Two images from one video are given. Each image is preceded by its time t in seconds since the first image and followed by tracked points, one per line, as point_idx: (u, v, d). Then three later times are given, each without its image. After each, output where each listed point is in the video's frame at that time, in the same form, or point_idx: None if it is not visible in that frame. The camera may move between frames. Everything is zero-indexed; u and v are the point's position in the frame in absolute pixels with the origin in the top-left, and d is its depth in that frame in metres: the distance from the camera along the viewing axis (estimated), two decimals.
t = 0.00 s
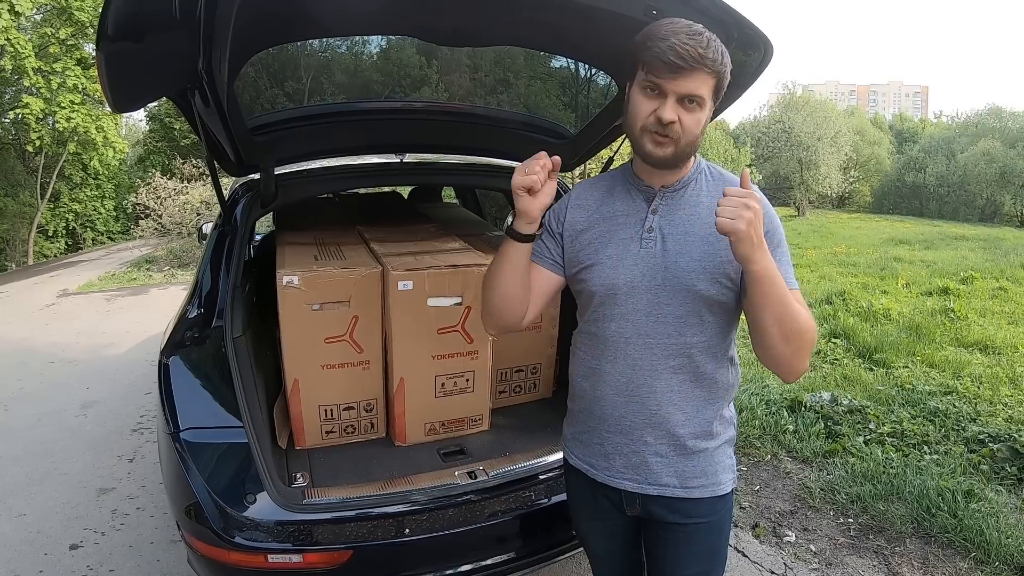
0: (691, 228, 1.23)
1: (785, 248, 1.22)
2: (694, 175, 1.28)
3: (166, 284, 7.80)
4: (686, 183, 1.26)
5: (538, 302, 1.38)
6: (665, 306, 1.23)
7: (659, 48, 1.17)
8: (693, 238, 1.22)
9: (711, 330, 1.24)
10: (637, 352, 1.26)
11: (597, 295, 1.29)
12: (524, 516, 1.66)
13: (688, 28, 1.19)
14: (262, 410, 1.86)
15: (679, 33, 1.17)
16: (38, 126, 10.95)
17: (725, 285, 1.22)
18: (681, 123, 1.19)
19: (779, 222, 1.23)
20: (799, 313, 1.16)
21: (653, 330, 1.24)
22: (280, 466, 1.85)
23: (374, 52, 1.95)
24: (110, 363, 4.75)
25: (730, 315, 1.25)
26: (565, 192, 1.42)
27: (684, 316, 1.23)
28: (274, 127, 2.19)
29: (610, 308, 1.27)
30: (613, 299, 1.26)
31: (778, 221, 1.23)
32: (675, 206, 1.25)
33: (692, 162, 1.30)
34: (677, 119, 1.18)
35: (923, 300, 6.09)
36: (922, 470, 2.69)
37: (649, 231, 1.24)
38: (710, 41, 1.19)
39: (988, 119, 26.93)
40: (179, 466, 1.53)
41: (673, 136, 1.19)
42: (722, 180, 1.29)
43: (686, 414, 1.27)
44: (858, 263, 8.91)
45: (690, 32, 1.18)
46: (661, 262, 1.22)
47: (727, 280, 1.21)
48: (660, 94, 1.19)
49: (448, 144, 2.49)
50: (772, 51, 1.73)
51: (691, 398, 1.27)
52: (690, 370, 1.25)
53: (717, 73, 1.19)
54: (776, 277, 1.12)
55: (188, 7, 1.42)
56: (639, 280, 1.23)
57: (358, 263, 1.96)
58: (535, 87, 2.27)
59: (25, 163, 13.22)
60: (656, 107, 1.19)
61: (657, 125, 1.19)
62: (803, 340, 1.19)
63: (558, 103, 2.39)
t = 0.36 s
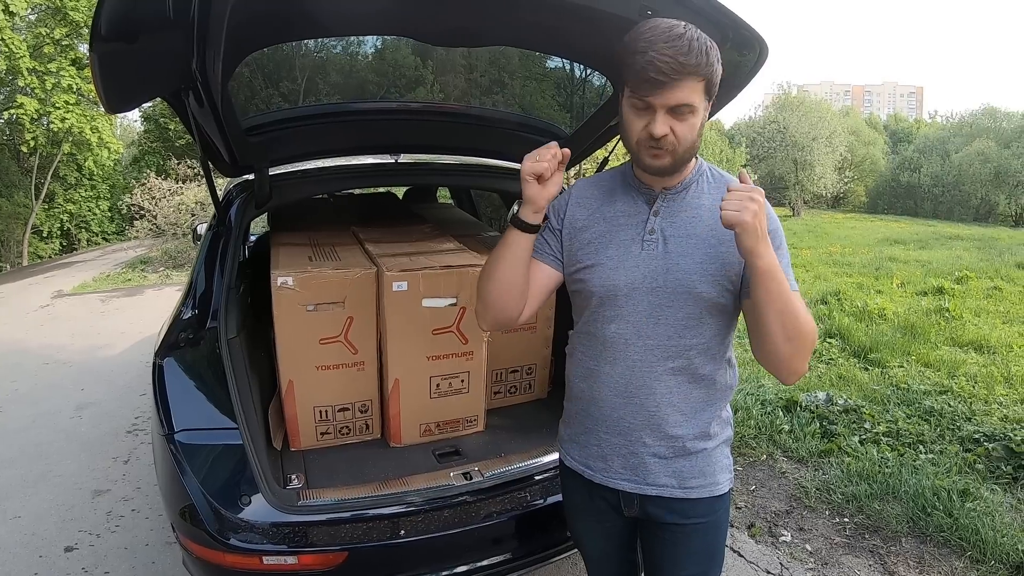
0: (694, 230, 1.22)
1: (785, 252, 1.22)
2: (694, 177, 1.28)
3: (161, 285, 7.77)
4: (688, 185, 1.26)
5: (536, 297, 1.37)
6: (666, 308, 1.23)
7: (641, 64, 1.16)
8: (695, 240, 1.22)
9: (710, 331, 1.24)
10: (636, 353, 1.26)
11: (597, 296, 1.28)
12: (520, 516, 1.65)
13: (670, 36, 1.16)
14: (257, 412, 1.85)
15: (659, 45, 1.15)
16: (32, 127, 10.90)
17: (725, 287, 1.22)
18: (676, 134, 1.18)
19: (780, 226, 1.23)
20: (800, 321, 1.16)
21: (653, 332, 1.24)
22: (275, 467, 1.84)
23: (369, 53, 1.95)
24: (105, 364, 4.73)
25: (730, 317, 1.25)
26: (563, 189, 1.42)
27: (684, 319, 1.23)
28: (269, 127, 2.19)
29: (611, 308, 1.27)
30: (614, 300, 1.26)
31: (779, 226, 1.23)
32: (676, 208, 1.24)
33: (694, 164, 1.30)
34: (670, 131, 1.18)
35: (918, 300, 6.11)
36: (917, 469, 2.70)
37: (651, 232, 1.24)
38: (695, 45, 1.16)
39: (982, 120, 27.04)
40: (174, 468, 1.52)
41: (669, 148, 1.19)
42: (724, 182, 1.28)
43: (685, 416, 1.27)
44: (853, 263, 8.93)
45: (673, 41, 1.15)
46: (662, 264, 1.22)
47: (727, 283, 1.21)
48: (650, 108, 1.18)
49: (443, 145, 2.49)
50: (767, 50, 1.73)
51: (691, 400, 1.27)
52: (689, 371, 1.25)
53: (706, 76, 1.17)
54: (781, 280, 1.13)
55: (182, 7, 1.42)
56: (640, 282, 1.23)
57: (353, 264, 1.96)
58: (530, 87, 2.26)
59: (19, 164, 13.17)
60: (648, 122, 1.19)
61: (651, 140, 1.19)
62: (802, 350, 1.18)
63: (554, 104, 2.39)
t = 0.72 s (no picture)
0: (687, 228, 1.22)
1: (781, 249, 1.21)
2: (688, 172, 1.26)
3: (154, 285, 7.74)
4: (682, 181, 1.25)
5: (532, 301, 1.37)
6: (662, 308, 1.22)
7: (605, 53, 1.19)
8: (689, 239, 1.21)
9: (706, 331, 1.23)
10: (632, 353, 1.25)
11: (594, 296, 1.28)
12: (514, 516, 1.65)
13: (626, 25, 1.19)
14: (249, 412, 1.84)
15: (618, 34, 1.18)
16: (25, 126, 10.83)
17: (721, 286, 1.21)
18: (654, 114, 1.17)
19: (776, 222, 1.22)
20: (783, 342, 1.14)
21: (649, 332, 1.24)
22: (268, 468, 1.83)
23: (363, 52, 1.94)
24: (98, 365, 4.70)
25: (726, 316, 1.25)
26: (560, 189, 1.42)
27: (680, 318, 1.22)
28: (262, 126, 2.17)
29: (607, 309, 1.27)
30: (610, 300, 1.26)
31: (775, 222, 1.22)
32: (671, 206, 1.24)
33: (688, 160, 1.28)
34: (649, 112, 1.17)
35: (912, 299, 6.14)
36: (911, 468, 2.71)
37: (646, 232, 1.24)
38: (654, 28, 1.18)
39: (976, 120, 27.17)
40: (166, 468, 1.51)
41: (652, 130, 1.18)
42: (719, 178, 1.27)
43: (681, 415, 1.26)
44: (847, 262, 8.96)
45: (630, 28, 1.18)
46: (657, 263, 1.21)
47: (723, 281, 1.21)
48: (624, 95, 1.19)
49: (436, 144, 2.48)
50: (761, 48, 1.73)
51: (687, 399, 1.26)
52: (686, 371, 1.25)
53: (672, 53, 1.18)
54: (761, 309, 1.10)
55: (173, 6, 1.41)
56: (635, 282, 1.23)
57: (346, 263, 1.95)
58: (524, 87, 2.26)
59: (12, 164, 13.10)
60: (626, 109, 1.19)
61: (633, 126, 1.18)
62: (789, 364, 1.18)
63: (548, 103, 2.39)
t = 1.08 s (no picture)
0: (678, 225, 1.21)
1: (773, 244, 1.20)
2: (677, 169, 1.26)
3: (148, 286, 7.70)
4: (672, 178, 1.24)
5: (525, 302, 1.36)
6: (654, 306, 1.22)
7: (586, 53, 1.21)
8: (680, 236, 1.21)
9: (699, 327, 1.23)
10: (624, 351, 1.25)
11: (586, 294, 1.28)
12: (509, 515, 1.65)
13: (607, 22, 1.20)
14: (243, 413, 1.83)
15: (598, 32, 1.19)
16: (18, 126, 10.77)
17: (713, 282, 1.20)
18: (637, 109, 1.17)
19: (768, 217, 1.21)
20: (775, 340, 1.14)
21: (641, 330, 1.23)
22: (262, 468, 1.82)
23: (357, 52, 1.94)
24: (91, 365, 4.68)
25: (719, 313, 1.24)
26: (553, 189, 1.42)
27: (673, 315, 1.22)
28: (255, 126, 2.16)
29: (599, 307, 1.27)
30: (602, 299, 1.26)
31: (767, 217, 1.22)
32: (661, 203, 1.23)
33: (678, 157, 1.28)
34: (632, 107, 1.17)
35: (906, 297, 6.15)
36: (906, 466, 2.72)
37: (636, 229, 1.23)
38: (633, 25, 1.19)
39: (970, 119, 27.28)
40: (160, 469, 1.50)
41: (636, 125, 1.18)
42: (709, 173, 1.26)
43: (674, 413, 1.26)
44: (842, 260, 8.99)
45: (610, 25, 1.19)
46: (648, 261, 1.21)
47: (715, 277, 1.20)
48: (607, 91, 1.20)
49: (431, 142, 2.48)
50: (756, 47, 1.73)
51: (681, 397, 1.26)
52: (679, 368, 1.24)
53: (653, 48, 1.18)
54: (751, 308, 1.10)
55: (164, 5, 1.40)
56: (627, 280, 1.23)
57: (340, 263, 1.95)
58: (519, 86, 2.26)
59: (5, 164, 13.03)
60: (610, 106, 1.19)
61: (617, 122, 1.18)
62: (784, 360, 1.18)
63: (542, 103, 2.39)
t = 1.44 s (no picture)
0: (671, 222, 1.21)
1: (766, 235, 1.20)
2: (663, 166, 1.25)
3: (144, 286, 7.68)
4: (660, 176, 1.24)
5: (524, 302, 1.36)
6: (651, 304, 1.22)
7: (552, 77, 1.18)
8: (673, 234, 1.21)
9: (696, 323, 1.23)
10: (623, 350, 1.25)
11: (581, 295, 1.28)
12: (506, 516, 1.65)
13: (570, 41, 1.17)
14: (240, 413, 1.83)
15: (563, 54, 1.17)
16: (13, 126, 10.74)
17: (709, 278, 1.21)
18: (614, 127, 1.17)
19: (758, 209, 1.21)
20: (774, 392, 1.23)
21: (639, 328, 1.23)
22: (259, 469, 1.82)
23: (354, 52, 1.93)
24: (88, 366, 4.67)
25: (716, 308, 1.25)
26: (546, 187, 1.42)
27: (670, 312, 1.22)
28: (251, 127, 2.16)
29: (595, 308, 1.26)
30: (598, 299, 1.26)
31: (758, 210, 1.22)
32: (652, 201, 1.23)
33: (661, 154, 1.27)
34: (609, 128, 1.17)
35: (903, 297, 6.17)
36: (902, 466, 2.72)
37: (628, 229, 1.23)
38: (597, 40, 1.16)
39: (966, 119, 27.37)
40: (156, 471, 1.50)
41: (615, 143, 1.18)
42: (697, 169, 1.26)
43: (675, 409, 1.26)
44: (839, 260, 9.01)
45: (574, 44, 1.16)
46: (643, 260, 1.21)
47: (711, 273, 1.21)
48: (580, 114, 1.18)
49: (428, 142, 2.48)
50: (752, 48, 1.73)
51: (681, 393, 1.26)
52: (679, 363, 1.25)
53: (621, 61, 1.15)
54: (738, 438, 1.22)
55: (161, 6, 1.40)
56: (622, 280, 1.22)
57: (336, 263, 1.95)
58: (515, 87, 2.25)
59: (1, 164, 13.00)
60: (586, 128, 1.19)
61: (596, 144, 1.18)
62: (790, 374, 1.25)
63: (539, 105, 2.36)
